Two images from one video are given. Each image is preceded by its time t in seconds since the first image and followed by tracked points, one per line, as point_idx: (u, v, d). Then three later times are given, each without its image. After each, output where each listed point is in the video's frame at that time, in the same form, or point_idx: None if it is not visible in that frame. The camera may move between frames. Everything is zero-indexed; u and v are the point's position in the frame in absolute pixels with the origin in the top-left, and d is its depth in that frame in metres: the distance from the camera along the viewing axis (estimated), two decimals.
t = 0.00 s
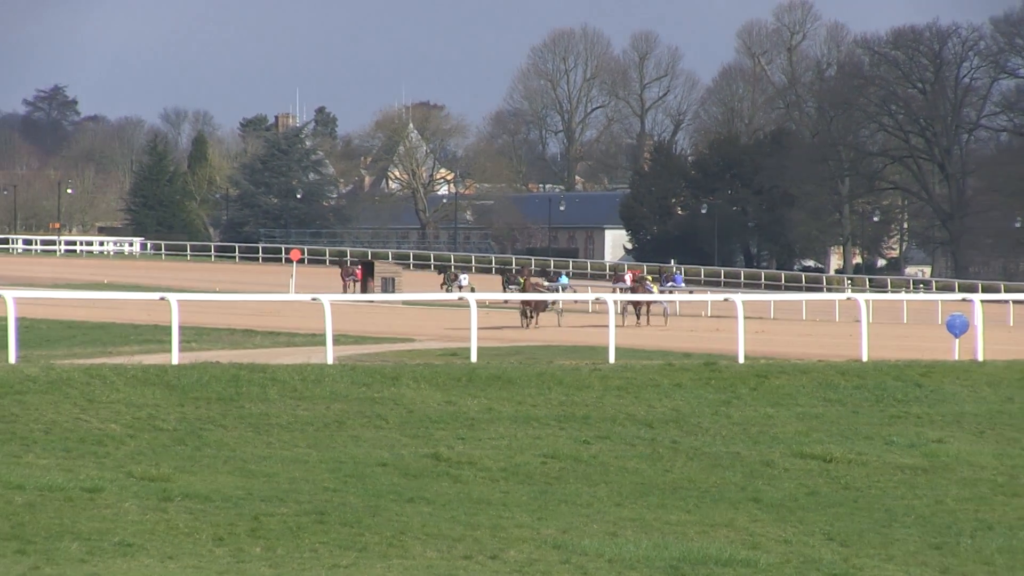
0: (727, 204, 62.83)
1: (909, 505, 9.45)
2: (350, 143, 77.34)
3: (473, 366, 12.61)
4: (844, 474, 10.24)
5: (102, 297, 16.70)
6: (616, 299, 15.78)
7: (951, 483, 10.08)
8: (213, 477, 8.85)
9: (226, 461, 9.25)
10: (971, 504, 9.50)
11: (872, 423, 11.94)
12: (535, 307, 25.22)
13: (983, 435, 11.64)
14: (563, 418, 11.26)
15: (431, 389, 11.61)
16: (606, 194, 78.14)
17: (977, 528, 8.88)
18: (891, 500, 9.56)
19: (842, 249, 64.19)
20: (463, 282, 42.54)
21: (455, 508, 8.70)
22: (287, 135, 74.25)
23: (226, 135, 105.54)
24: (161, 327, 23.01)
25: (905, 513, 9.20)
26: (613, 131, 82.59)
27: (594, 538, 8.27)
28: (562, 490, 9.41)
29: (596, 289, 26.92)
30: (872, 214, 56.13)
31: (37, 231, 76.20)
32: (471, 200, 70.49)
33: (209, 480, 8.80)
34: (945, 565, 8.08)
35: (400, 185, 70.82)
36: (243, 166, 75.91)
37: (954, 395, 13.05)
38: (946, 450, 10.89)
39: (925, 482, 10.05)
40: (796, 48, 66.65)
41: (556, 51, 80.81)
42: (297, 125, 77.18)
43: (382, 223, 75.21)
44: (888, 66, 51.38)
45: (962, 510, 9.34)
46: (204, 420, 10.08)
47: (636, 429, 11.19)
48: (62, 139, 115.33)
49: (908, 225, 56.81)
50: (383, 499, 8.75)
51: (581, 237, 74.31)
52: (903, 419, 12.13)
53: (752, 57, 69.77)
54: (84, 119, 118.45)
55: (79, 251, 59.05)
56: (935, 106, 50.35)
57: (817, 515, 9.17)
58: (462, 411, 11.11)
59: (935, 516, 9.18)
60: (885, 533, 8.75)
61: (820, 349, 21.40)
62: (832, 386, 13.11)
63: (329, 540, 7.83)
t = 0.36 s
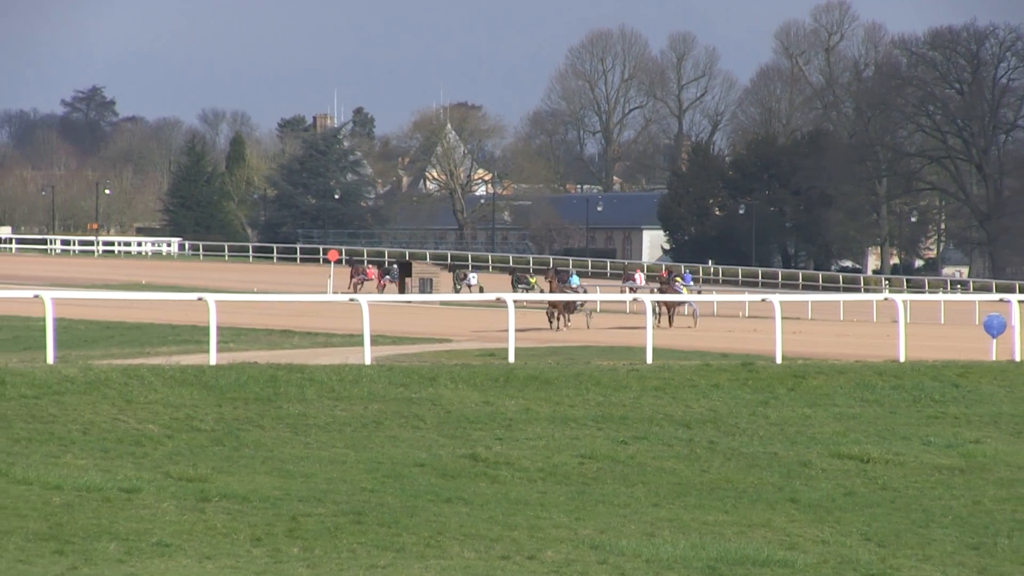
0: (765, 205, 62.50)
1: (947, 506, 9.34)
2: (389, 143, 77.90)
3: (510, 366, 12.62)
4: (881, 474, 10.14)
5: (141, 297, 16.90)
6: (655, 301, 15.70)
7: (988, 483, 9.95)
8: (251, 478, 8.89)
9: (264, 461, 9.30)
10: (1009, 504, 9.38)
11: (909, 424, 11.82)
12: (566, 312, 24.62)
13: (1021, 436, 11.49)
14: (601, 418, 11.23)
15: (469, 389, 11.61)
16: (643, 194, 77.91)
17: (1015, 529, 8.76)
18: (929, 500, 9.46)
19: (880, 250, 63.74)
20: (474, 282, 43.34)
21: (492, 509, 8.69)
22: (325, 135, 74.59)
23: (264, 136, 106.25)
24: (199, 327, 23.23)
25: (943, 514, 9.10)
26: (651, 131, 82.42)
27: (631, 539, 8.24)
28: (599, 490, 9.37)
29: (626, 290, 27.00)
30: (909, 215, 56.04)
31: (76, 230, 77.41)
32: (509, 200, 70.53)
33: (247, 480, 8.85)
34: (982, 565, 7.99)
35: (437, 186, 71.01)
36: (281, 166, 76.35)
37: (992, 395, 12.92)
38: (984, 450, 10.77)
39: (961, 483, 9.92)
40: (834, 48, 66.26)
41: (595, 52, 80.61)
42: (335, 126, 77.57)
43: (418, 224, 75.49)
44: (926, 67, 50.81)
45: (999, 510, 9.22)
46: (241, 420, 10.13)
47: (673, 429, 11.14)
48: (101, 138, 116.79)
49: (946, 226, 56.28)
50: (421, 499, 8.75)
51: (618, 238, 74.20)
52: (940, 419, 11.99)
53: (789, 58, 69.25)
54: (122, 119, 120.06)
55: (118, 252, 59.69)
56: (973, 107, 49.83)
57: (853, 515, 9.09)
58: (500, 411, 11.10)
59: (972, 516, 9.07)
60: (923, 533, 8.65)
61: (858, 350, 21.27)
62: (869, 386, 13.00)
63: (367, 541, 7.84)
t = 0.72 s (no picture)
0: (797, 206, 62.15)
1: (979, 506, 9.24)
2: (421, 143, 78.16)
3: (543, 366, 12.60)
4: (913, 474, 10.05)
5: (173, 297, 17.00)
6: (684, 301, 15.60)
7: (1022, 484, 9.84)
8: (283, 478, 8.92)
9: (296, 462, 9.32)
10: None
11: (941, 424, 11.71)
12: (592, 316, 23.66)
13: None
14: (633, 418, 11.19)
15: (501, 389, 11.60)
16: (675, 194, 77.61)
17: None
18: (960, 501, 9.37)
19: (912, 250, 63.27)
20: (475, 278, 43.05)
21: (524, 510, 8.67)
22: (356, 135, 74.81)
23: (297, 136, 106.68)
24: (230, 327, 23.33)
25: (976, 514, 9.02)
26: (683, 131, 82.17)
27: (664, 539, 8.20)
28: (631, 491, 9.33)
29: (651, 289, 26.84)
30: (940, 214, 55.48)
31: (107, 231, 78.18)
32: (541, 201, 70.26)
33: (279, 480, 8.88)
34: (1016, 565, 7.89)
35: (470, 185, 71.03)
36: (313, 166, 76.62)
37: None
38: (1018, 451, 10.65)
39: (994, 483, 9.82)
40: (866, 48, 65.25)
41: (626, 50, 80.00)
42: (368, 125, 77.77)
43: (450, 223, 75.62)
44: (958, 67, 50.60)
45: None
46: (273, 420, 10.16)
47: (705, 429, 11.08)
48: (132, 138, 117.42)
49: (977, 226, 55.60)
50: (454, 499, 8.75)
51: (650, 238, 73.96)
52: (972, 420, 11.87)
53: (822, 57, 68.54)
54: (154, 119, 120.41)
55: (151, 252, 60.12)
56: (1005, 107, 49.48)
57: (886, 515, 9.01)
58: (532, 411, 11.08)
59: (1004, 516, 8.98)
60: (955, 533, 8.57)
61: (890, 350, 21.10)
62: (901, 386, 12.89)
63: (399, 541, 7.84)
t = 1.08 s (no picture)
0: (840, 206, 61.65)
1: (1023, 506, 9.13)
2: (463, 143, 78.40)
3: (584, 366, 12.56)
4: (956, 474, 9.93)
5: (218, 296, 17.08)
6: (727, 300, 15.48)
7: None
8: (325, 477, 8.95)
9: (338, 462, 9.36)
10: None
11: (983, 423, 11.58)
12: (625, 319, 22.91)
13: None
14: (675, 418, 11.13)
15: (543, 389, 11.58)
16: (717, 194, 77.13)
17: None
18: (1004, 501, 9.26)
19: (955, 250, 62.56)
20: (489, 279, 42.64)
21: (566, 509, 8.65)
22: (399, 136, 75.51)
23: (339, 136, 107.14)
24: (273, 327, 23.46)
25: (1020, 514, 8.90)
26: (725, 131, 81.78)
27: (706, 539, 8.15)
28: (673, 491, 9.28)
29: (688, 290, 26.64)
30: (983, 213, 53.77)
31: (149, 230, 79.10)
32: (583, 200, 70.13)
33: (322, 479, 8.91)
34: None
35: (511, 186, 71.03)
36: (355, 167, 76.92)
37: None
38: None
39: None
40: (908, 48, 64.92)
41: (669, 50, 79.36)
42: (410, 126, 78.03)
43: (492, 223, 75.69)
44: (1001, 66, 50.01)
45: None
46: (314, 420, 10.20)
47: (748, 429, 11.01)
48: (175, 138, 118.52)
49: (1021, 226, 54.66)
50: (496, 499, 8.74)
51: (692, 237, 73.57)
52: (1015, 420, 11.73)
53: (863, 58, 68.21)
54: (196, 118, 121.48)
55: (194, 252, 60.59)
56: None
57: (929, 515, 8.91)
58: (574, 411, 11.05)
59: None
60: (998, 533, 8.47)
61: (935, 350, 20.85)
62: (944, 386, 12.75)
63: (442, 540, 7.85)
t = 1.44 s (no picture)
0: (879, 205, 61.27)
1: None
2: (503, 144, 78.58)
3: (625, 367, 12.52)
4: (996, 475, 9.84)
5: (261, 297, 17.22)
6: (768, 300, 15.43)
7: None
8: (365, 477, 8.99)
9: (378, 462, 9.38)
10: None
11: None
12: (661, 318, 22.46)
13: None
14: (715, 418, 11.09)
15: (583, 389, 11.56)
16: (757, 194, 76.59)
17: None
18: None
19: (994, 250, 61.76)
20: (501, 276, 42.33)
21: (607, 509, 8.64)
22: (440, 136, 75.75)
23: (377, 136, 107.42)
24: (314, 327, 23.57)
25: None
26: (765, 131, 81.36)
27: (746, 539, 8.11)
28: (713, 491, 9.25)
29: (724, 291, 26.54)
30: None
31: (189, 230, 79.68)
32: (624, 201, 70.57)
33: (362, 480, 8.93)
34: None
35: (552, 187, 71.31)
36: (394, 168, 76.99)
37: None
38: None
39: None
40: (948, 48, 64.18)
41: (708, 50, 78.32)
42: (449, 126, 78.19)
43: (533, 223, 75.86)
44: None
45: None
46: (355, 421, 10.23)
47: (788, 429, 10.95)
48: (215, 138, 119.34)
49: None
50: (536, 499, 8.74)
51: (732, 238, 72.92)
52: None
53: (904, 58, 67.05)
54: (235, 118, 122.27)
55: (233, 252, 61.00)
56: None
57: (969, 515, 8.84)
58: (615, 411, 11.03)
59: None
60: None
61: (979, 350, 20.67)
62: (985, 386, 12.62)
63: (482, 541, 7.85)
